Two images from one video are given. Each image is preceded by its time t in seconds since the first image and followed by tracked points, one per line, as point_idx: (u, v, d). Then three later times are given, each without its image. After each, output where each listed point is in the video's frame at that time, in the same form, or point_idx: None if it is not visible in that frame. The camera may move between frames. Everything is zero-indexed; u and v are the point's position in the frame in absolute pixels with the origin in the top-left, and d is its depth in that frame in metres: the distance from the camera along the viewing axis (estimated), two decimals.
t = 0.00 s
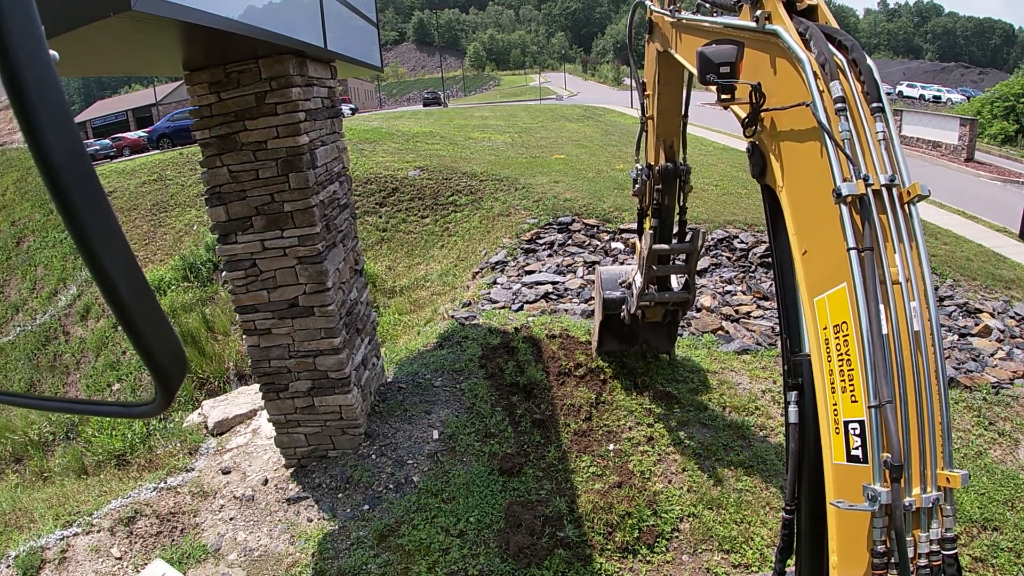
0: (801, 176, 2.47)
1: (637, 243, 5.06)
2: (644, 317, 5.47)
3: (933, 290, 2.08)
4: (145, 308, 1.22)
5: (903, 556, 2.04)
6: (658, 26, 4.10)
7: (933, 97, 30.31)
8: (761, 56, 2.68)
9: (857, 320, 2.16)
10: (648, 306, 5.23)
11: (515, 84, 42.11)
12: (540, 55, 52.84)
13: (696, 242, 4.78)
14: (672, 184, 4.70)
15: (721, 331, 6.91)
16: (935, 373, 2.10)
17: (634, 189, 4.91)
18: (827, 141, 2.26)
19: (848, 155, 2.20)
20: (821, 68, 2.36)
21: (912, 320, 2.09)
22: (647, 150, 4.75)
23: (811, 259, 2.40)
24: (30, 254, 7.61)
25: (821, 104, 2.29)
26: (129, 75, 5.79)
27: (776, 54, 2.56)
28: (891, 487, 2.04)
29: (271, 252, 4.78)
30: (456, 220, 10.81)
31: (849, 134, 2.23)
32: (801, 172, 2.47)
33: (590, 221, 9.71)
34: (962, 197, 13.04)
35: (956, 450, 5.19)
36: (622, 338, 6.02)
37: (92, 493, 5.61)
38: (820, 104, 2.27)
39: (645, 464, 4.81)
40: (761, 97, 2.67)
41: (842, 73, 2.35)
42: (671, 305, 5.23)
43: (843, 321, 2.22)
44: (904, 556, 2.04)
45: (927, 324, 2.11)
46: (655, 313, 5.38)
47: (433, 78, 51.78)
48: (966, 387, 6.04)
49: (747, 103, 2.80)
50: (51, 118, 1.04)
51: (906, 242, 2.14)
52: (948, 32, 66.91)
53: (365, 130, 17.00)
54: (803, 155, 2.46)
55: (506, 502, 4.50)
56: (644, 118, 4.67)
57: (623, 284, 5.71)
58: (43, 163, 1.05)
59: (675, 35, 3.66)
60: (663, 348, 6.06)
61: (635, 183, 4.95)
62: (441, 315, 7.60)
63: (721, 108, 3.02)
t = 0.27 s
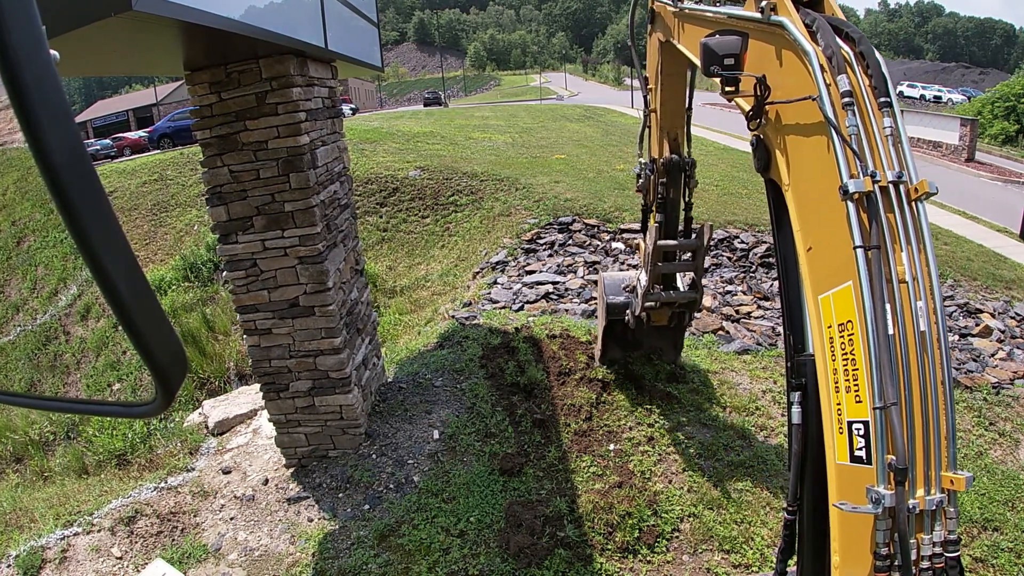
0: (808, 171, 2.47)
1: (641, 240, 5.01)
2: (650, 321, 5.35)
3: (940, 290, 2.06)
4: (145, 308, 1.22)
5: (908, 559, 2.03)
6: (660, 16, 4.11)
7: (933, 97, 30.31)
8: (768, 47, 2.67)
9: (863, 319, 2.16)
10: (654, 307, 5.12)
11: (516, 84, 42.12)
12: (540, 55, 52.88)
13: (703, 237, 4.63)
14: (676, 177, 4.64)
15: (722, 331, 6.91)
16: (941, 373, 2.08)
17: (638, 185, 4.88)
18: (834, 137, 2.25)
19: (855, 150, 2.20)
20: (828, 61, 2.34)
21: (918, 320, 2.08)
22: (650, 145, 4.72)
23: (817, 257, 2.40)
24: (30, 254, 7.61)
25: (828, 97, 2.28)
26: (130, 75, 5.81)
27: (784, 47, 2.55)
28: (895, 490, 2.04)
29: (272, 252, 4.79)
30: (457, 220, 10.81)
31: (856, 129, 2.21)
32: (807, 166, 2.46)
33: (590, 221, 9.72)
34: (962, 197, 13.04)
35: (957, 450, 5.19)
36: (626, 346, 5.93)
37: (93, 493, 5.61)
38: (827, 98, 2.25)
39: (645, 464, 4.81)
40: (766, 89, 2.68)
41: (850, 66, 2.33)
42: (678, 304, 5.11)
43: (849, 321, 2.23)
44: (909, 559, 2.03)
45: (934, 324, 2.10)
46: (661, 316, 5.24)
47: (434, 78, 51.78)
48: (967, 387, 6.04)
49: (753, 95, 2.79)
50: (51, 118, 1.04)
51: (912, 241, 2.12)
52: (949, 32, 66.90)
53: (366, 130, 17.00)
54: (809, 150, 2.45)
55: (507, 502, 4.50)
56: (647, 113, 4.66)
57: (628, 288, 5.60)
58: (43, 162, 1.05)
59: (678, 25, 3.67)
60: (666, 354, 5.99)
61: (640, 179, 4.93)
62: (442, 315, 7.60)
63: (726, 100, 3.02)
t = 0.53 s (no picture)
0: (811, 170, 2.45)
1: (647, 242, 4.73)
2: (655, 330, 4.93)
3: (945, 290, 2.06)
4: (146, 308, 1.22)
5: (909, 560, 2.06)
6: (661, 11, 4.09)
7: (933, 97, 30.32)
8: (771, 43, 2.66)
9: (866, 320, 2.16)
10: (661, 314, 4.70)
11: (516, 84, 42.13)
12: (540, 55, 52.89)
13: (710, 236, 4.41)
14: (682, 175, 4.44)
15: (721, 331, 6.90)
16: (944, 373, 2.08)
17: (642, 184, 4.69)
18: (838, 135, 2.23)
19: (860, 149, 2.18)
20: (833, 58, 2.32)
21: (922, 321, 2.08)
22: (654, 143, 4.58)
23: (820, 256, 2.39)
24: (30, 254, 7.62)
25: (833, 95, 2.26)
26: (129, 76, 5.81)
27: (787, 43, 2.54)
28: (898, 492, 2.05)
29: (272, 252, 4.78)
30: (456, 221, 10.81)
31: (861, 127, 2.20)
32: (811, 164, 2.45)
33: (590, 221, 9.72)
34: (962, 198, 13.04)
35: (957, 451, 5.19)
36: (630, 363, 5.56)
37: (92, 493, 5.61)
38: (832, 95, 2.24)
39: (645, 464, 4.81)
40: (769, 86, 2.65)
41: (855, 63, 2.31)
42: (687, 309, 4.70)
43: (852, 321, 2.22)
44: (910, 561, 2.06)
45: (938, 325, 2.10)
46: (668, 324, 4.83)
47: (434, 78, 51.77)
48: (967, 387, 6.04)
49: (755, 92, 2.77)
50: (53, 118, 1.04)
51: (918, 241, 2.11)
52: (949, 32, 66.92)
53: (366, 130, 17.00)
54: (813, 147, 2.43)
55: (506, 502, 4.50)
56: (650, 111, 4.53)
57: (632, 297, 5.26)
58: (43, 161, 1.05)
59: (680, 20, 3.66)
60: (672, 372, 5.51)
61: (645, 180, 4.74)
62: (441, 315, 7.60)
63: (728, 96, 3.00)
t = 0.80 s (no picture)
0: (812, 169, 2.45)
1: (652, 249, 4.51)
2: (662, 341, 4.69)
3: (946, 290, 2.06)
4: (146, 308, 1.22)
5: (909, 561, 2.06)
6: (661, 10, 4.08)
7: (932, 97, 30.32)
8: (771, 42, 2.65)
9: (867, 319, 2.16)
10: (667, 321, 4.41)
11: (515, 84, 42.13)
12: (539, 55, 52.89)
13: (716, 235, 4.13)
14: (686, 172, 4.28)
15: (721, 331, 6.91)
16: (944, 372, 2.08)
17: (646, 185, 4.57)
18: (839, 134, 2.23)
19: (861, 148, 2.18)
20: (835, 57, 2.32)
21: (924, 320, 2.08)
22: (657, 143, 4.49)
23: (821, 256, 2.39)
24: (30, 254, 7.62)
25: (834, 93, 2.26)
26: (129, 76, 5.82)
27: (787, 41, 2.53)
28: (899, 493, 2.05)
29: (271, 252, 4.78)
30: (456, 221, 10.81)
31: (862, 126, 2.19)
32: (812, 163, 2.44)
33: (590, 221, 9.72)
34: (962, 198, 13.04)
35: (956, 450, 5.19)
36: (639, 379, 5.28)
37: (92, 493, 5.61)
38: (833, 94, 2.23)
39: (645, 465, 4.81)
40: (770, 85, 2.65)
41: (856, 62, 2.31)
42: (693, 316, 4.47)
43: (853, 320, 2.22)
44: (910, 561, 2.07)
45: (939, 324, 2.10)
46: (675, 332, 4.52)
47: (433, 78, 51.75)
48: (966, 387, 6.05)
49: (756, 91, 2.76)
50: (53, 118, 1.04)
51: (918, 240, 2.11)
52: (948, 32, 66.92)
53: (365, 130, 17.00)
54: (814, 146, 2.43)
55: (506, 502, 4.50)
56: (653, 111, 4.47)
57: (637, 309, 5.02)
58: (43, 160, 1.05)
59: (680, 18, 3.66)
60: (681, 389, 5.21)
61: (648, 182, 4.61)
62: (441, 315, 7.60)
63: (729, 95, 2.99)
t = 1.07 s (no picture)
0: (812, 169, 2.45)
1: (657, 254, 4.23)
2: (669, 353, 4.39)
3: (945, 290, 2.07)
4: (146, 309, 1.22)
5: (909, 561, 2.07)
6: (661, 9, 4.07)
7: (932, 97, 30.31)
8: (770, 42, 2.65)
9: (867, 319, 2.16)
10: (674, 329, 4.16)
11: (515, 84, 42.12)
12: (539, 55, 52.89)
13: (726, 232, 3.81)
14: (691, 167, 4.04)
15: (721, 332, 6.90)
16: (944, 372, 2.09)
17: (650, 187, 4.48)
18: (839, 133, 2.23)
19: (861, 147, 2.18)
20: (835, 56, 2.32)
21: (924, 320, 2.08)
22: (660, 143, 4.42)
23: (821, 256, 2.38)
24: (30, 254, 7.62)
25: (834, 93, 2.26)
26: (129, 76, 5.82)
27: (787, 40, 2.53)
28: (899, 493, 2.05)
29: (271, 252, 4.78)
30: (456, 221, 10.81)
31: (862, 126, 2.19)
32: (812, 162, 2.44)
33: (590, 221, 9.72)
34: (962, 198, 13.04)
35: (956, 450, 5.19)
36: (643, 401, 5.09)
37: (92, 494, 5.61)
38: (833, 94, 2.23)
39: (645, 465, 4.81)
40: (769, 84, 2.64)
41: (856, 62, 2.32)
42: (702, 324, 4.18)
43: (853, 320, 2.22)
44: (910, 561, 2.07)
45: (939, 324, 2.10)
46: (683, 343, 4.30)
47: (433, 78, 51.74)
48: (966, 387, 6.05)
49: (756, 90, 2.75)
50: (53, 118, 1.04)
51: (918, 241, 2.12)
52: (948, 32, 66.85)
53: (365, 130, 16.99)
54: (813, 146, 2.43)
55: (506, 502, 4.50)
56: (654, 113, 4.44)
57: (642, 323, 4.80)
58: (43, 160, 1.05)
59: (679, 17, 3.67)
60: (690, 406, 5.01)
61: (652, 184, 4.49)
62: (441, 315, 7.60)
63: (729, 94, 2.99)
